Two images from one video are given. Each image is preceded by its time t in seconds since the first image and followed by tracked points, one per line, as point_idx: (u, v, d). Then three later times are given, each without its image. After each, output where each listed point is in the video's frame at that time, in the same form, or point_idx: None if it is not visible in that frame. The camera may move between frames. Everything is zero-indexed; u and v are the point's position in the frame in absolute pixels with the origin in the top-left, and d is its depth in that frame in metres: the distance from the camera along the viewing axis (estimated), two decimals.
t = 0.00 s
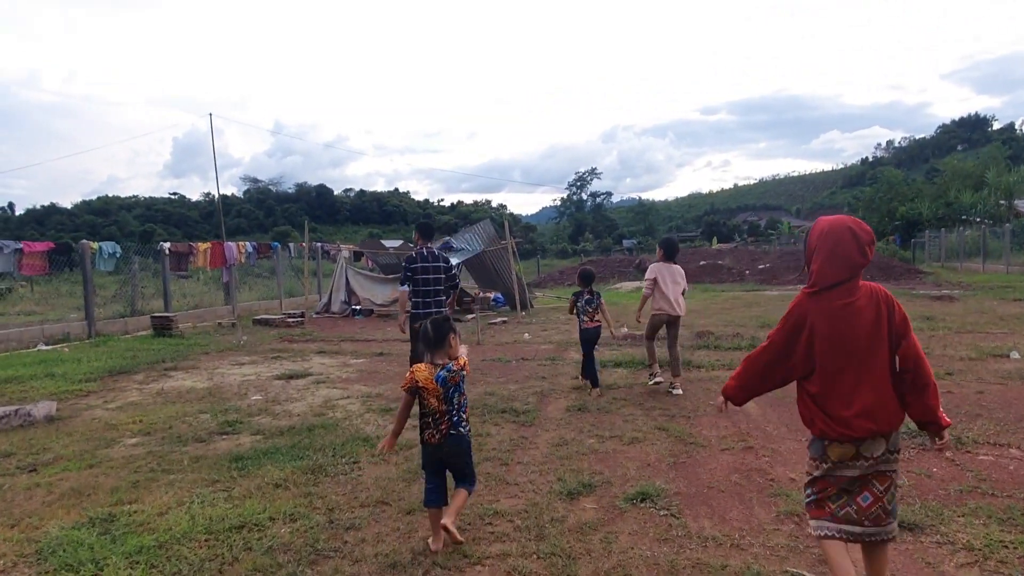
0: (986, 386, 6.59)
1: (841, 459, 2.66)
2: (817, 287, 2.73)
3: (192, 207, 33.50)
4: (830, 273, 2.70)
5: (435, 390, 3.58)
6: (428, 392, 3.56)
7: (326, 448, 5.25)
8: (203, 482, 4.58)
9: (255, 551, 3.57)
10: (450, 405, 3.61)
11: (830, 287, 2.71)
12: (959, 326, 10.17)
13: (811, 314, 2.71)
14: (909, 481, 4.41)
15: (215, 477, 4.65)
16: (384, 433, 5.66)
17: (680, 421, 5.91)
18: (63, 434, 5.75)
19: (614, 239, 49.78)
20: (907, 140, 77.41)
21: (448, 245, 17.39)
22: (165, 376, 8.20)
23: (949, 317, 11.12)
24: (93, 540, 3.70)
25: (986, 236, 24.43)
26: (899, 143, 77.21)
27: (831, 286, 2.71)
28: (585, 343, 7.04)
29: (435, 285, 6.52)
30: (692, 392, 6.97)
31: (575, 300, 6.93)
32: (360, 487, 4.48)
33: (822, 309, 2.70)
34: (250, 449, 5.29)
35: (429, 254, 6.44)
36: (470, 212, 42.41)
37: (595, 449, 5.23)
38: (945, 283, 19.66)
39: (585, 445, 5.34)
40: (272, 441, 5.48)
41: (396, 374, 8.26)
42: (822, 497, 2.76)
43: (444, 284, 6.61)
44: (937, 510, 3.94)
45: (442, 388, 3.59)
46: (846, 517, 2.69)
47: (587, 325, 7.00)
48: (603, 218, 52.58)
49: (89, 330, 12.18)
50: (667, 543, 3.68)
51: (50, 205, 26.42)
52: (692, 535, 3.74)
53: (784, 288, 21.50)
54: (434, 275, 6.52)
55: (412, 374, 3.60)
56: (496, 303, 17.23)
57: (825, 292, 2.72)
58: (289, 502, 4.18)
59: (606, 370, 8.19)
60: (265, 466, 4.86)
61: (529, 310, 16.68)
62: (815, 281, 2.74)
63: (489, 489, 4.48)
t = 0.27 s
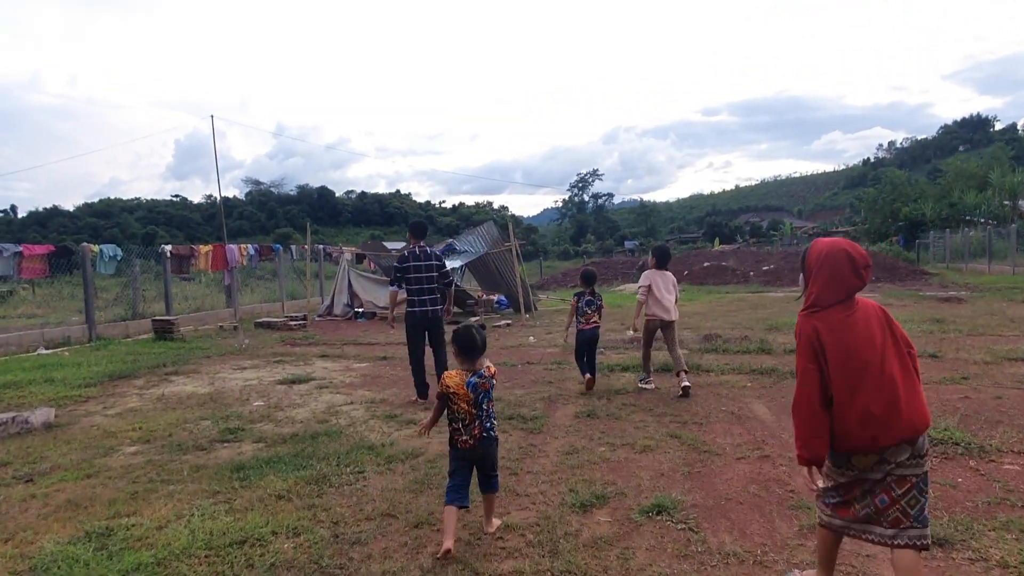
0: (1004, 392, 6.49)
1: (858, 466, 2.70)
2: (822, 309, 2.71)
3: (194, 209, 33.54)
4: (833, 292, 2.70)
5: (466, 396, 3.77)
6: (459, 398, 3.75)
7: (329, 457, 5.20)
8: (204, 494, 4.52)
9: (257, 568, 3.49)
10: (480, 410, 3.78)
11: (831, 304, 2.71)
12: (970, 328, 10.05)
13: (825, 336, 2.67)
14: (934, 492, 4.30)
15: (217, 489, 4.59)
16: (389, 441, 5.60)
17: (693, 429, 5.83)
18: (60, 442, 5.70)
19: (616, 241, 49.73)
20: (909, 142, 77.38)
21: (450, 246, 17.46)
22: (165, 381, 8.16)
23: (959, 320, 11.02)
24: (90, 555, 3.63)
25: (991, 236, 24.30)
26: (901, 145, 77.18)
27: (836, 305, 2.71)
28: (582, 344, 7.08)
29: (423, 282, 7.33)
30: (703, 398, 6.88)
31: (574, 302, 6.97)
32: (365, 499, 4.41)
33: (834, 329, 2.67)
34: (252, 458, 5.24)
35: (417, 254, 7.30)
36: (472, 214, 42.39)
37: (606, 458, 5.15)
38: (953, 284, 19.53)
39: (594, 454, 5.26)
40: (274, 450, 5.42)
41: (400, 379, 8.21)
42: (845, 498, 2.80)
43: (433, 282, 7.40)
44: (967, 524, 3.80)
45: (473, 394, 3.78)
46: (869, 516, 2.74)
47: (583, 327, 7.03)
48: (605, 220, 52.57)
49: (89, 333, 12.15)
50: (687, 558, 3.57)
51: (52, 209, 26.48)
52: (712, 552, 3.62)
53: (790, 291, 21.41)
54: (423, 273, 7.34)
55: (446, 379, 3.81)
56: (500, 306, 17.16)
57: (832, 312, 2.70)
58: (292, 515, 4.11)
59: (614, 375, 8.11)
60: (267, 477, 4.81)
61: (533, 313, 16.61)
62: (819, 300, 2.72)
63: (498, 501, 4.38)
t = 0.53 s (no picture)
0: (1018, 393, 6.42)
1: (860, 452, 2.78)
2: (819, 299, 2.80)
3: (196, 208, 33.54)
4: (828, 282, 2.79)
5: (488, 381, 4.03)
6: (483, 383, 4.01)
7: (332, 460, 5.16)
8: (204, 499, 4.48)
9: None
10: (499, 396, 4.05)
11: (827, 294, 2.80)
12: (979, 328, 9.98)
13: (826, 326, 2.74)
14: (955, 497, 4.23)
15: (217, 493, 4.56)
16: (393, 444, 5.56)
17: (703, 431, 5.78)
18: (58, 443, 5.67)
19: (618, 239, 49.65)
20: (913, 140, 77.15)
21: (452, 244, 17.41)
22: (166, 381, 8.13)
23: (968, 318, 10.95)
24: (87, 562, 3.59)
25: (996, 235, 24.19)
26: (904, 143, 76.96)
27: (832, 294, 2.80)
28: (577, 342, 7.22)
29: (422, 282, 7.30)
30: (712, 398, 6.83)
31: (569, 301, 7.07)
32: (369, 504, 4.37)
33: (833, 319, 2.75)
34: (252, 460, 5.20)
35: (416, 254, 7.38)
36: (474, 213, 42.35)
37: (615, 461, 5.11)
38: (958, 283, 19.44)
39: (603, 457, 5.21)
40: (276, 452, 5.39)
41: (404, 379, 8.18)
42: (854, 492, 2.81)
43: (432, 283, 7.36)
44: (992, 531, 3.72)
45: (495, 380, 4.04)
46: (872, 509, 2.83)
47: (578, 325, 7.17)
48: (608, 219, 52.52)
49: (89, 333, 12.14)
50: (703, 567, 3.50)
51: (54, 208, 26.50)
52: (727, 559, 3.56)
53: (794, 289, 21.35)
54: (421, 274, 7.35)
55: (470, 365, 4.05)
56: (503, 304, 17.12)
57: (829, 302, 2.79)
58: (294, 521, 4.07)
59: (621, 375, 8.07)
60: (268, 480, 4.77)
61: (536, 312, 16.57)
62: (815, 291, 2.80)
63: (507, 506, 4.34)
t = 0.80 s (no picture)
0: None
1: (866, 447, 2.80)
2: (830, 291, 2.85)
3: (199, 208, 33.58)
4: (839, 274, 2.84)
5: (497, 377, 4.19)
6: (493, 380, 4.11)
7: (333, 461, 5.13)
8: (202, 502, 4.44)
9: None
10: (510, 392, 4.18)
11: (839, 286, 2.85)
12: (988, 326, 9.90)
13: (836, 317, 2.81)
14: (974, 499, 4.17)
15: (215, 496, 4.53)
16: (396, 444, 5.53)
17: (712, 431, 5.74)
18: (57, 445, 5.65)
19: (621, 238, 49.57)
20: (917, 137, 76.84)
21: (455, 242, 17.39)
22: (167, 381, 8.11)
23: (977, 316, 10.86)
24: (81, 568, 3.56)
25: (1002, 233, 24.05)
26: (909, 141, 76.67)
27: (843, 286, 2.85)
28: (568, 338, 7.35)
29: (424, 279, 7.37)
30: (720, 398, 6.78)
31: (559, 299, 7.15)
32: (371, 507, 4.33)
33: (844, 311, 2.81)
34: (253, 462, 5.18)
35: (422, 250, 7.38)
36: (477, 212, 42.32)
37: (623, 463, 5.06)
38: (965, 280, 19.34)
39: (611, 458, 5.17)
40: (277, 453, 5.36)
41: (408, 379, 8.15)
42: (863, 487, 2.87)
43: (434, 280, 7.45)
44: (1013, 535, 3.65)
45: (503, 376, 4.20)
46: (878, 506, 2.86)
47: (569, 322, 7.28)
48: (611, 218, 52.45)
49: (91, 332, 12.13)
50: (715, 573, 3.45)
51: (58, 208, 26.56)
52: (740, 565, 3.51)
53: (799, 288, 21.26)
54: (424, 270, 7.41)
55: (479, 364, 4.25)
56: (507, 303, 17.08)
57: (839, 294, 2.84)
58: (294, 524, 4.04)
59: (628, 374, 8.02)
60: (268, 482, 4.74)
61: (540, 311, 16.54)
62: (827, 284, 2.85)
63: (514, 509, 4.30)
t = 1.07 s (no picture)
0: None
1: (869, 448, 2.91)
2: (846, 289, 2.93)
3: (201, 210, 33.61)
4: (858, 275, 2.91)
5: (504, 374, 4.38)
6: (498, 376, 4.34)
7: (331, 469, 5.09)
8: (196, 513, 4.40)
9: None
10: (516, 388, 4.38)
11: (857, 286, 2.92)
12: (996, 326, 9.82)
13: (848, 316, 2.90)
14: (995, 509, 4.10)
15: (209, 506, 4.48)
16: (395, 451, 5.48)
17: (720, 436, 5.68)
18: (48, 452, 5.61)
19: (624, 239, 49.50)
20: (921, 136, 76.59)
21: (458, 245, 17.35)
22: (165, 385, 8.07)
23: (985, 317, 10.77)
24: None
25: (1007, 232, 23.93)
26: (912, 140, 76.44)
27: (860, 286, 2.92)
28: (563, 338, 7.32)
29: (422, 280, 7.35)
30: (727, 402, 6.72)
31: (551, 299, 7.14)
32: (367, 517, 4.28)
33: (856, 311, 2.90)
34: (248, 470, 5.13)
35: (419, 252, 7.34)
36: (479, 214, 42.29)
37: (629, 470, 5.00)
38: (971, 280, 19.22)
39: (617, 465, 5.11)
40: (273, 460, 5.31)
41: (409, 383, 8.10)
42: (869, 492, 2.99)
43: (431, 281, 7.44)
44: None
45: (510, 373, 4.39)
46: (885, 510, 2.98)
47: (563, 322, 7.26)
48: (613, 219, 52.38)
49: (91, 336, 12.12)
50: None
51: (61, 211, 26.60)
52: None
53: (803, 288, 21.16)
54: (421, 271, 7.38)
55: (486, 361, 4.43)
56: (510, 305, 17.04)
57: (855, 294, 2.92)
58: (289, 537, 3.99)
59: (633, 377, 7.96)
60: (262, 492, 4.69)
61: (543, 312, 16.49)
62: (844, 282, 2.93)
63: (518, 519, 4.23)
